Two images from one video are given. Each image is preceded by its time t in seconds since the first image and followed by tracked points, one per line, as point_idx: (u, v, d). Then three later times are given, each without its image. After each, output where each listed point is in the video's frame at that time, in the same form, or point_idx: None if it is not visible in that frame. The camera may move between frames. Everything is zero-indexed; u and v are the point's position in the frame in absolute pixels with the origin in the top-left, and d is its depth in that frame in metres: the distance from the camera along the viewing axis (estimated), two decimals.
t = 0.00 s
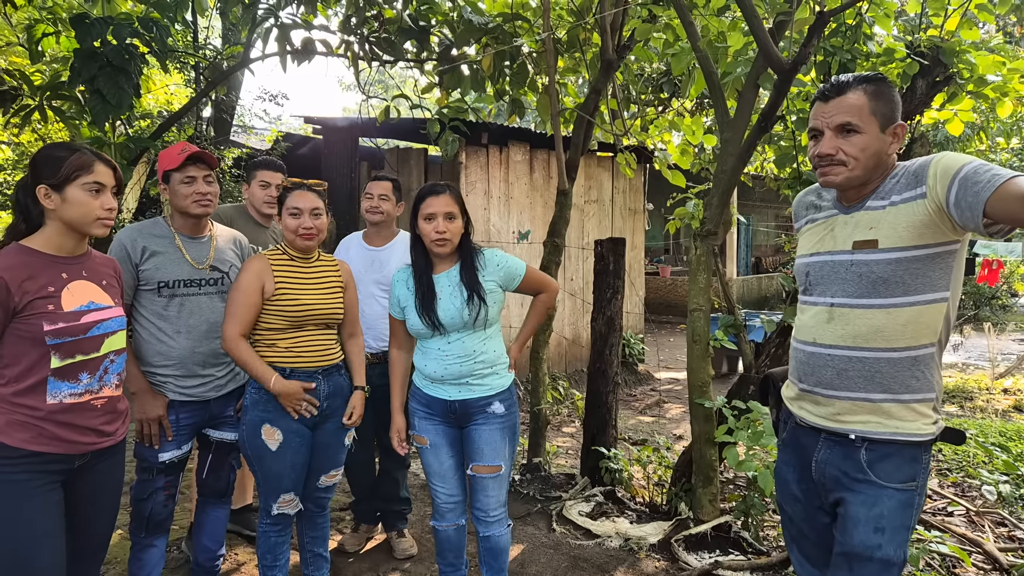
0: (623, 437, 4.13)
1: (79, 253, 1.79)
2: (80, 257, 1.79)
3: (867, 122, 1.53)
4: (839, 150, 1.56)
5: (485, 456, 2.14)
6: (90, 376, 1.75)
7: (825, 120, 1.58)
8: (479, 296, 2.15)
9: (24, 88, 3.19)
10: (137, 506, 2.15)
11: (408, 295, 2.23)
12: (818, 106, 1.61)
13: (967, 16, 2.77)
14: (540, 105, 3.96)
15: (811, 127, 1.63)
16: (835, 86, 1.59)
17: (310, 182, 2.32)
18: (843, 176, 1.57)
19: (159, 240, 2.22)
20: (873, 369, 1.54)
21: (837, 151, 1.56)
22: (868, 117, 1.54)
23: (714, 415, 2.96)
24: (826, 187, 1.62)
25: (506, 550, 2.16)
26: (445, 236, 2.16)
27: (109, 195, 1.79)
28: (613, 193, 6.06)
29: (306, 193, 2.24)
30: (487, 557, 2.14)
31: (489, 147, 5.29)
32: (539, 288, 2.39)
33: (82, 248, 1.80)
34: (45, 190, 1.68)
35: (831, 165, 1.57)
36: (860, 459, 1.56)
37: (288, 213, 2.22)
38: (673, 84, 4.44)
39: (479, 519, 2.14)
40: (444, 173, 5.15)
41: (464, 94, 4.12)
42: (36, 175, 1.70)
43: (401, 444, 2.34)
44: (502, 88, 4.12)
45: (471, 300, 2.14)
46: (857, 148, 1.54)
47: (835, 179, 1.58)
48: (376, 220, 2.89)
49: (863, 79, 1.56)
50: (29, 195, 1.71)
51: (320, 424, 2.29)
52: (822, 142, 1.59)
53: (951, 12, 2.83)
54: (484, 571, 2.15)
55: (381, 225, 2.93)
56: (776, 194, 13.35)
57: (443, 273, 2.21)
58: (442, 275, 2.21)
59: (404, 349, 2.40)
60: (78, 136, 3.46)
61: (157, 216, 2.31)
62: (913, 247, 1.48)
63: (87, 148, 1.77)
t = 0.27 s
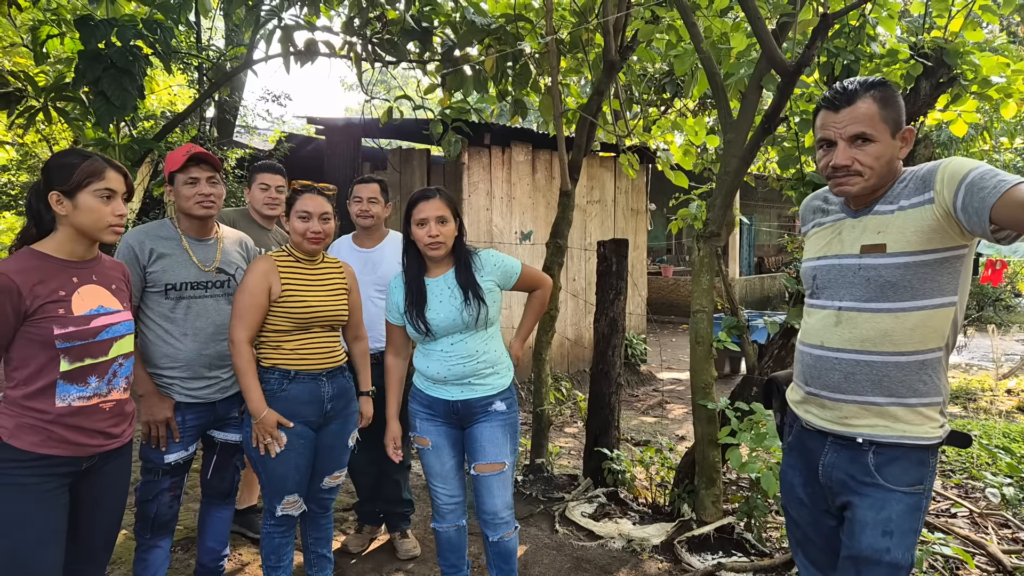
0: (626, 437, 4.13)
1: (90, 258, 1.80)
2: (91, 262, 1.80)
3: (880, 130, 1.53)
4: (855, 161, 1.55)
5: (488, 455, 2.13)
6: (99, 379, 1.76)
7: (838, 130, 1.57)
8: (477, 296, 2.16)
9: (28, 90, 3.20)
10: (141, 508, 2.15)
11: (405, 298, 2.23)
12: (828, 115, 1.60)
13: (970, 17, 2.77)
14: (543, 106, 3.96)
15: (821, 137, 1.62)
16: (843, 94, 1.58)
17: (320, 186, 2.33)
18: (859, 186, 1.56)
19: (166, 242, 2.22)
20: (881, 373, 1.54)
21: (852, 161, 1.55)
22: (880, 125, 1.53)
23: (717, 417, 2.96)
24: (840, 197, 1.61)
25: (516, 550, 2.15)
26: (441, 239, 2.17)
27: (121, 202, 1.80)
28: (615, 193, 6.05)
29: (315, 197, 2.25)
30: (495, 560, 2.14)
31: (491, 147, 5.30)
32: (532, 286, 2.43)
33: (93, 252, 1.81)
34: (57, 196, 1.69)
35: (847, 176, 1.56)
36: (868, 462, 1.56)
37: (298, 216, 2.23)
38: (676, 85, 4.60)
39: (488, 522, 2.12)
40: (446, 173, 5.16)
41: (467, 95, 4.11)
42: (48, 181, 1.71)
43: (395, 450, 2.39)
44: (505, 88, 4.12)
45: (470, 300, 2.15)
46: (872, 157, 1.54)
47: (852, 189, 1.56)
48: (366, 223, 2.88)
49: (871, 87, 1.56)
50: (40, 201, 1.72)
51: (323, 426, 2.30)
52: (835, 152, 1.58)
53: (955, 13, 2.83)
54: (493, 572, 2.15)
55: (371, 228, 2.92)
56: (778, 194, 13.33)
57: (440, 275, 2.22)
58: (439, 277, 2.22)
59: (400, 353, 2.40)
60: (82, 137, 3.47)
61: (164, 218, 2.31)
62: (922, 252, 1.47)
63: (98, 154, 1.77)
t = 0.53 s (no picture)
0: (624, 435, 4.15)
1: (90, 251, 1.81)
2: (91, 255, 1.81)
3: (852, 135, 1.54)
4: (830, 167, 1.58)
5: (493, 451, 2.16)
6: (97, 370, 1.78)
7: (813, 138, 1.61)
8: (478, 290, 2.17)
9: (30, 87, 3.21)
10: (141, 502, 2.16)
11: (406, 291, 2.25)
12: (806, 124, 1.64)
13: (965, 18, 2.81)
14: (543, 105, 3.98)
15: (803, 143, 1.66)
16: (819, 101, 1.61)
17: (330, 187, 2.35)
18: (839, 190, 1.59)
19: (168, 237, 2.24)
20: (876, 366, 1.55)
21: (828, 168, 1.58)
22: (852, 130, 1.54)
23: (714, 413, 2.97)
24: (829, 198, 1.65)
25: (532, 542, 2.20)
26: (445, 234, 2.19)
27: (122, 197, 1.82)
28: (615, 193, 6.07)
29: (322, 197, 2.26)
30: (514, 552, 2.17)
31: (491, 146, 5.32)
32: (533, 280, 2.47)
33: (93, 245, 1.82)
34: (59, 190, 1.71)
35: (826, 182, 1.60)
36: (862, 454, 1.58)
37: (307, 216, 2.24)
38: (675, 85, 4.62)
39: (501, 516, 2.16)
40: (446, 172, 5.18)
41: (467, 94, 4.13)
42: (51, 174, 1.72)
43: (395, 447, 2.41)
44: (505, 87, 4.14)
45: (471, 295, 2.16)
46: (847, 162, 1.56)
47: (833, 194, 1.60)
48: (356, 224, 2.92)
49: (845, 92, 1.57)
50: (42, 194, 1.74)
51: (322, 421, 2.32)
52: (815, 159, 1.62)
53: (951, 13, 2.85)
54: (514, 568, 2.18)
55: (361, 227, 2.97)
56: (778, 194, 13.35)
57: (441, 270, 2.24)
58: (441, 271, 2.24)
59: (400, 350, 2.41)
60: (84, 134, 3.48)
61: (166, 213, 2.33)
62: (916, 246, 1.49)
63: (100, 150, 1.79)
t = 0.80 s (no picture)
0: (623, 432, 4.13)
1: (78, 244, 1.80)
2: (80, 248, 1.80)
3: (829, 130, 1.55)
4: (813, 162, 1.59)
5: (502, 450, 2.14)
6: (88, 364, 1.76)
7: (796, 135, 1.63)
8: (488, 283, 2.16)
9: (25, 85, 3.21)
10: (134, 500, 2.15)
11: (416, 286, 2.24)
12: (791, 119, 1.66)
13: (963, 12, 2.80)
14: (540, 102, 3.97)
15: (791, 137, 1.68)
16: (801, 96, 1.62)
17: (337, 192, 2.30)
18: (824, 183, 1.61)
19: (164, 232, 2.23)
20: (873, 356, 1.54)
21: (811, 163, 1.60)
22: (830, 125, 1.55)
23: (713, 409, 2.96)
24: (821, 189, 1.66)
25: (533, 538, 2.18)
26: (449, 227, 2.17)
27: (110, 187, 1.81)
28: (613, 191, 6.06)
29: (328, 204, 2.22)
30: (516, 548, 2.15)
31: (489, 145, 5.30)
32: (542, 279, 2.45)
33: (81, 239, 1.81)
34: (45, 181, 1.70)
35: (813, 176, 1.62)
36: (859, 446, 1.57)
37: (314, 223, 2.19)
38: (673, 83, 4.53)
39: (505, 511, 2.14)
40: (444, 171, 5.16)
41: (465, 91, 4.12)
42: (37, 167, 1.71)
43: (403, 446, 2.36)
44: (503, 84, 4.13)
45: (481, 287, 2.15)
46: (828, 157, 1.56)
47: (821, 187, 1.62)
48: (359, 218, 2.90)
49: (824, 86, 1.57)
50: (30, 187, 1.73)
51: (315, 417, 2.31)
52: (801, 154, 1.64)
53: (948, 7, 2.84)
54: (515, 564, 2.16)
55: (364, 223, 2.93)
56: (777, 194, 13.34)
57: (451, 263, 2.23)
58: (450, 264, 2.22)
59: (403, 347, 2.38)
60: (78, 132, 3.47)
61: (162, 208, 2.32)
62: (914, 236, 1.47)
63: (87, 142, 1.78)
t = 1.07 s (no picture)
0: (620, 433, 4.13)
1: (69, 244, 1.81)
2: (70, 248, 1.81)
3: (820, 133, 1.56)
4: (805, 165, 1.60)
5: (508, 452, 2.15)
6: (79, 364, 1.77)
7: (788, 137, 1.64)
8: (497, 283, 2.17)
9: (21, 84, 3.20)
10: (128, 501, 2.15)
11: (423, 289, 2.23)
12: (784, 122, 1.67)
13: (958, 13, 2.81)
14: (538, 102, 3.97)
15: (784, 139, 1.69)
16: (792, 99, 1.63)
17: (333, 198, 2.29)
18: (815, 186, 1.62)
19: (162, 232, 2.23)
20: (863, 358, 1.55)
21: (803, 165, 1.61)
22: (821, 128, 1.56)
23: (709, 410, 2.96)
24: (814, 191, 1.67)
25: (533, 537, 2.18)
26: (452, 228, 2.18)
27: (100, 186, 1.82)
28: (612, 191, 6.07)
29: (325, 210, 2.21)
30: (515, 546, 2.16)
31: (488, 145, 5.31)
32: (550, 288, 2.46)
33: (71, 239, 1.82)
34: (37, 180, 1.71)
35: (805, 178, 1.63)
36: (848, 446, 1.57)
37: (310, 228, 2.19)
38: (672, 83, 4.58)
39: (505, 509, 2.16)
40: (442, 171, 5.16)
41: (463, 91, 4.13)
42: (27, 166, 1.72)
43: (417, 453, 2.28)
44: (501, 85, 4.13)
45: (490, 287, 2.16)
46: (819, 159, 1.57)
47: (813, 189, 1.63)
48: (372, 218, 2.90)
49: (816, 88, 1.57)
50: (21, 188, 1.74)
51: (310, 418, 2.31)
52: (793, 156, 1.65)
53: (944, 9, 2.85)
54: (514, 563, 2.17)
55: (377, 222, 2.94)
56: (776, 194, 13.35)
57: (459, 264, 2.23)
58: (458, 265, 2.23)
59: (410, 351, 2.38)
60: (75, 132, 3.47)
61: (161, 208, 2.33)
62: (906, 238, 1.48)
63: (77, 141, 1.79)
